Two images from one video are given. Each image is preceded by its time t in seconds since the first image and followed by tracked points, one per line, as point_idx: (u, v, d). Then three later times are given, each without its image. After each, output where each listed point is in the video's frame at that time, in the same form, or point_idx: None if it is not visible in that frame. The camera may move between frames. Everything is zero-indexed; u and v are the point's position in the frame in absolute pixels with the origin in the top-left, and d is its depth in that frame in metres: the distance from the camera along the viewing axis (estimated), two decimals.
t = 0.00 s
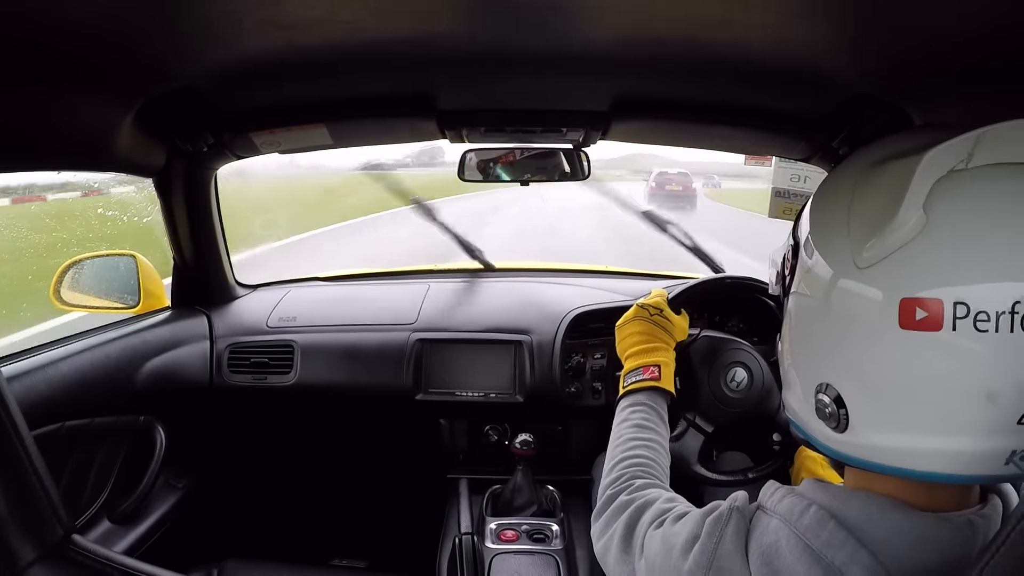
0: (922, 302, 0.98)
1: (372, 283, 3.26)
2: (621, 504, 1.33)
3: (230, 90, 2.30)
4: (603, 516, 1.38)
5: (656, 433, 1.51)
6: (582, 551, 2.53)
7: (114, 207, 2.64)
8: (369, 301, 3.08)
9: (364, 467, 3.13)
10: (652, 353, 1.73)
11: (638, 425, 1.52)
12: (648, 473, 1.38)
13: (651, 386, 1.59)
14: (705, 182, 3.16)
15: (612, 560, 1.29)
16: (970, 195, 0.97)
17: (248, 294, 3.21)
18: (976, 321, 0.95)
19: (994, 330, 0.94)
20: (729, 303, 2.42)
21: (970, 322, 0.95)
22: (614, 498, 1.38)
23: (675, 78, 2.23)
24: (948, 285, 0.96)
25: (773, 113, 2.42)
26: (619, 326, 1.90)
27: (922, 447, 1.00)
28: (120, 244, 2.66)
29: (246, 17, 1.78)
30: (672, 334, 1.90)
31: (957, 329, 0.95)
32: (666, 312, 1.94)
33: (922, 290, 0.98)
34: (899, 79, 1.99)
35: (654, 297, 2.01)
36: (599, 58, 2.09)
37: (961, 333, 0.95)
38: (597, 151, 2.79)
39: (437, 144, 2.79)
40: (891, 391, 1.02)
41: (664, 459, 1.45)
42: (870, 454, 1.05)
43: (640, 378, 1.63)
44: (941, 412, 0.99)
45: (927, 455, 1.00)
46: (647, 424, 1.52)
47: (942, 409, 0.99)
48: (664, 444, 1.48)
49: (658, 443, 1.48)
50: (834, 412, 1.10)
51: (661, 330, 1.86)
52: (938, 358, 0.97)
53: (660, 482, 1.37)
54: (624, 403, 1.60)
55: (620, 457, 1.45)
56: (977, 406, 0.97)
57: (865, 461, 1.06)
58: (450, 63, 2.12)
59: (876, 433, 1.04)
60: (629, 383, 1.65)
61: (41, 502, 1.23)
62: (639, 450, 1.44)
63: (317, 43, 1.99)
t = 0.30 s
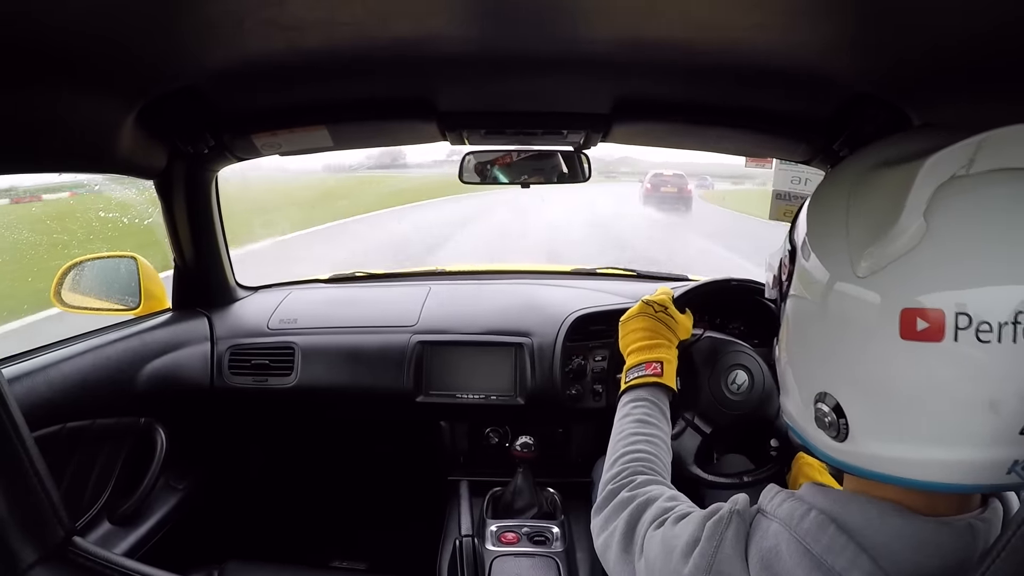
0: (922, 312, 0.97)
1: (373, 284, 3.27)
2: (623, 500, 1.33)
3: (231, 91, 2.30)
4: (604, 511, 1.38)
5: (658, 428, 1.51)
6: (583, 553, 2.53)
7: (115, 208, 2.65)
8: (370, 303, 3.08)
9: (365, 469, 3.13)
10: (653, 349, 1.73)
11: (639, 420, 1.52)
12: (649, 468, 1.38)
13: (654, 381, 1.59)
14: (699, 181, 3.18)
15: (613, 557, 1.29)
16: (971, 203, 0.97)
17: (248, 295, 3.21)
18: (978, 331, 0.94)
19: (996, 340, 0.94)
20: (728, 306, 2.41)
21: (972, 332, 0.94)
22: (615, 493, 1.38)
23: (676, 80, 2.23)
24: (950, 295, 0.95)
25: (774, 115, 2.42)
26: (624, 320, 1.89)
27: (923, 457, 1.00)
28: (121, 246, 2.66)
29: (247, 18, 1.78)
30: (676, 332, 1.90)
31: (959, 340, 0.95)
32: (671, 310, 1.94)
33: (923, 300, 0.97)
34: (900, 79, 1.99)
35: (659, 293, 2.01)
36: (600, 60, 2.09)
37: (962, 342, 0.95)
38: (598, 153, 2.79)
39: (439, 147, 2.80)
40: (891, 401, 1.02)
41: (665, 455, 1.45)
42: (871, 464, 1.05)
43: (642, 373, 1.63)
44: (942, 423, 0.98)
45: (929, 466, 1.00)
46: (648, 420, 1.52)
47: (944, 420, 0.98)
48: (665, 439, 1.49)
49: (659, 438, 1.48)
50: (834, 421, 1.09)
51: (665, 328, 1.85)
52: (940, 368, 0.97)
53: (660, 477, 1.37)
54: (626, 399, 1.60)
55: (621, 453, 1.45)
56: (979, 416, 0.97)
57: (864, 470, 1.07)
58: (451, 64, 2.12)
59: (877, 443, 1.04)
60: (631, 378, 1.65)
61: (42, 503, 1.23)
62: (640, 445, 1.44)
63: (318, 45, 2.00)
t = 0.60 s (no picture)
0: (928, 306, 0.97)
1: (373, 284, 3.27)
2: (621, 502, 1.33)
3: (231, 91, 2.30)
4: (602, 515, 1.38)
5: (657, 432, 1.51)
6: (583, 552, 2.53)
7: (114, 208, 2.65)
8: (370, 302, 3.08)
9: (365, 467, 3.13)
10: (652, 352, 1.73)
11: (639, 424, 1.51)
12: (648, 472, 1.38)
13: (652, 386, 1.59)
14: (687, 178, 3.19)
15: (612, 559, 1.29)
16: (979, 200, 0.97)
17: (248, 294, 3.21)
18: (983, 327, 0.94)
19: (1001, 337, 0.94)
20: (730, 304, 2.42)
21: (977, 329, 0.94)
22: (614, 497, 1.38)
23: (676, 79, 2.23)
24: (956, 290, 0.95)
25: (774, 114, 2.42)
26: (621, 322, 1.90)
27: (925, 452, 1.00)
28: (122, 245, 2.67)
29: (247, 17, 1.78)
30: (676, 334, 1.90)
31: (964, 335, 0.95)
32: (670, 311, 1.94)
33: (928, 294, 0.97)
34: (900, 79, 1.99)
35: (657, 296, 2.01)
36: (600, 59, 2.09)
37: (967, 338, 0.95)
38: (598, 152, 2.79)
39: (439, 146, 2.79)
40: (894, 395, 1.02)
41: (664, 458, 1.45)
42: (872, 458, 1.05)
43: (641, 377, 1.63)
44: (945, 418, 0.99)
45: (931, 462, 1.00)
46: (648, 423, 1.52)
47: (946, 415, 0.98)
48: (664, 443, 1.48)
49: (659, 441, 1.48)
50: (835, 414, 1.09)
51: (663, 329, 1.86)
52: (944, 363, 0.97)
53: (660, 480, 1.37)
54: (625, 402, 1.60)
55: (620, 456, 1.45)
56: (982, 413, 0.97)
57: (865, 464, 1.06)
58: (451, 63, 2.12)
59: (878, 438, 1.04)
60: (630, 382, 1.65)
61: (41, 502, 1.23)
62: (639, 448, 1.44)
63: (318, 44, 2.00)
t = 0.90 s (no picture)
0: (931, 302, 0.97)
1: (373, 284, 3.27)
2: (622, 503, 1.33)
3: (230, 91, 2.30)
4: (602, 516, 1.38)
5: (657, 432, 1.50)
6: (583, 551, 2.53)
7: (114, 208, 2.64)
8: (371, 302, 3.08)
9: (364, 467, 3.13)
10: (652, 352, 1.73)
11: (639, 424, 1.51)
12: (648, 472, 1.38)
13: (652, 385, 1.59)
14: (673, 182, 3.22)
15: (612, 560, 1.29)
16: (982, 196, 0.97)
17: (248, 294, 3.21)
18: (986, 323, 0.94)
19: (1003, 332, 0.93)
20: (729, 304, 2.43)
21: (980, 324, 0.94)
22: (614, 498, 1.37)
23: (676, 79, 2.23)
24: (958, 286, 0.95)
25: (774, 114, 2.42)
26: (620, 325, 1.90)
27: (927, 448, 1.00)
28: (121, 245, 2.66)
29: (247, 18, 1.78)
30: (675, 335, 1.90)
31: (966, 331, 0.95)
32: (669, 313, 1.94)
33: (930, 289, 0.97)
34: (900, 79, 1.99)
35: (656, 296, 2.02)
36: (600, 59, 2.09)
37: (969, 334, 0.95)
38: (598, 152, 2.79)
39: (439, 145, 2.79)
40: (897, 391, 1.02)
41: (664, 458, 1.45)
42: (875, 455, 1.05)
43: (641, 377, 1.63)
44: (948, 414, 0.98)
45: (933, 458, 1.00)
46: (648, 423, 1.52)
47: (949, 411, 0.98)
48: (664, 443, 1.48)
49: (659, 442, 1.48)
50: (838, 411, 1.10)
51: (662, 330, 1.86)
52: (947, 360, 0.96)
53: (660, 481, 1.37)
54: (625, 401, 1.60)
55: (620, 456, 1.44)
56: (985, 409, 0.96)
57: (868, 462, 1.06)
58: (451, 63, 2.12)
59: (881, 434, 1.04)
60: (630, 382, 1.65)
61: (41, 502, 1.23)
62: (639, 448, 1.44)
63: (319, 44, 1.99)
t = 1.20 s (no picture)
0: (927, 294, 0.98)
1: (373, 284, 3.27)
2: (622, 504, 1.33)
3: (230, 91, 2.30)
4: (602, 518, 1.38)
5: (657, 433, 1.50)
6: (582, 552, 2.53)
7: (114, 208, 2.64)
8: (370, 303, 3.08)
9: (364, 467, 3.14)
10: (651, 353, 1.73)
11: (638, 425, 1.51)
12: (648, 473, 1.38)
13: (652, 386, 1.59)
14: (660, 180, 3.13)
15: (612, 560, 1.29)
16: (978, 190, 0.97)
17: (248, 295, 3.22)
18: (981, 315, 0.94)
19: (999, 324, 0.93)
20: (729, 304, 2.44)
21: (975, 316, 0.94)
22: (614, 499, 1.37)
23: (675, 79, 2.23)
24: (954, 278, 0.96)
25: (773, 115, 2.42)
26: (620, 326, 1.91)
27: (924, 440, 1.00)
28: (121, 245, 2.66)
29: (246, 18, 1.78)
30: (674, 335, 1.91)
31: (962, 323, 0.95)
32: (667, 313, 1.94)
33: (927, 282, 0.98)
34: (899, 79, 1.99)
35: (654, 297, 2.02)
36: (600, 59, 2.09)
37: (965, 326, 0.95)
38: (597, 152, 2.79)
39: (439, 146, 2.80)
40: (895, 383, 1.02)
41: (664, 460, 1.45)
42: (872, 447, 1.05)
43: (640, 378, 1.63)
44: (944, 406, 0.99)
45: (930, 450, 1.00)
46: (647, 424, 1.52)
47: (946, 402, 0.98)
48: (664, 444, 1.48)
49: (658, 443, 1.48)
50: (838, 404, 1.10)
51: (660, 331, 1.86)
52: (944, 352, 0.97)
53: (660, 482, 1.37)
54: (625, 402, 1.60)
55: (620, 458, 1.44)
56: (981, 401, 0.96)
57: (865, 454, 1.07)
58: (451, 63, 2.12)
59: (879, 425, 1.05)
60: (630, 382, 1.65)
61: (41, 503, 1.23)
62: (639, 450, 1.44)
63: (318, 45, 2.00)
